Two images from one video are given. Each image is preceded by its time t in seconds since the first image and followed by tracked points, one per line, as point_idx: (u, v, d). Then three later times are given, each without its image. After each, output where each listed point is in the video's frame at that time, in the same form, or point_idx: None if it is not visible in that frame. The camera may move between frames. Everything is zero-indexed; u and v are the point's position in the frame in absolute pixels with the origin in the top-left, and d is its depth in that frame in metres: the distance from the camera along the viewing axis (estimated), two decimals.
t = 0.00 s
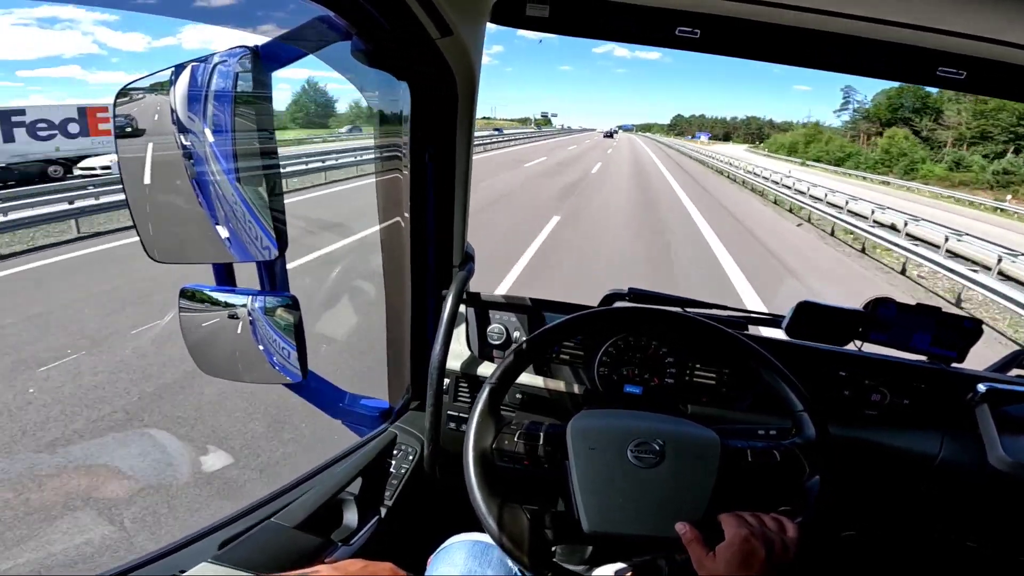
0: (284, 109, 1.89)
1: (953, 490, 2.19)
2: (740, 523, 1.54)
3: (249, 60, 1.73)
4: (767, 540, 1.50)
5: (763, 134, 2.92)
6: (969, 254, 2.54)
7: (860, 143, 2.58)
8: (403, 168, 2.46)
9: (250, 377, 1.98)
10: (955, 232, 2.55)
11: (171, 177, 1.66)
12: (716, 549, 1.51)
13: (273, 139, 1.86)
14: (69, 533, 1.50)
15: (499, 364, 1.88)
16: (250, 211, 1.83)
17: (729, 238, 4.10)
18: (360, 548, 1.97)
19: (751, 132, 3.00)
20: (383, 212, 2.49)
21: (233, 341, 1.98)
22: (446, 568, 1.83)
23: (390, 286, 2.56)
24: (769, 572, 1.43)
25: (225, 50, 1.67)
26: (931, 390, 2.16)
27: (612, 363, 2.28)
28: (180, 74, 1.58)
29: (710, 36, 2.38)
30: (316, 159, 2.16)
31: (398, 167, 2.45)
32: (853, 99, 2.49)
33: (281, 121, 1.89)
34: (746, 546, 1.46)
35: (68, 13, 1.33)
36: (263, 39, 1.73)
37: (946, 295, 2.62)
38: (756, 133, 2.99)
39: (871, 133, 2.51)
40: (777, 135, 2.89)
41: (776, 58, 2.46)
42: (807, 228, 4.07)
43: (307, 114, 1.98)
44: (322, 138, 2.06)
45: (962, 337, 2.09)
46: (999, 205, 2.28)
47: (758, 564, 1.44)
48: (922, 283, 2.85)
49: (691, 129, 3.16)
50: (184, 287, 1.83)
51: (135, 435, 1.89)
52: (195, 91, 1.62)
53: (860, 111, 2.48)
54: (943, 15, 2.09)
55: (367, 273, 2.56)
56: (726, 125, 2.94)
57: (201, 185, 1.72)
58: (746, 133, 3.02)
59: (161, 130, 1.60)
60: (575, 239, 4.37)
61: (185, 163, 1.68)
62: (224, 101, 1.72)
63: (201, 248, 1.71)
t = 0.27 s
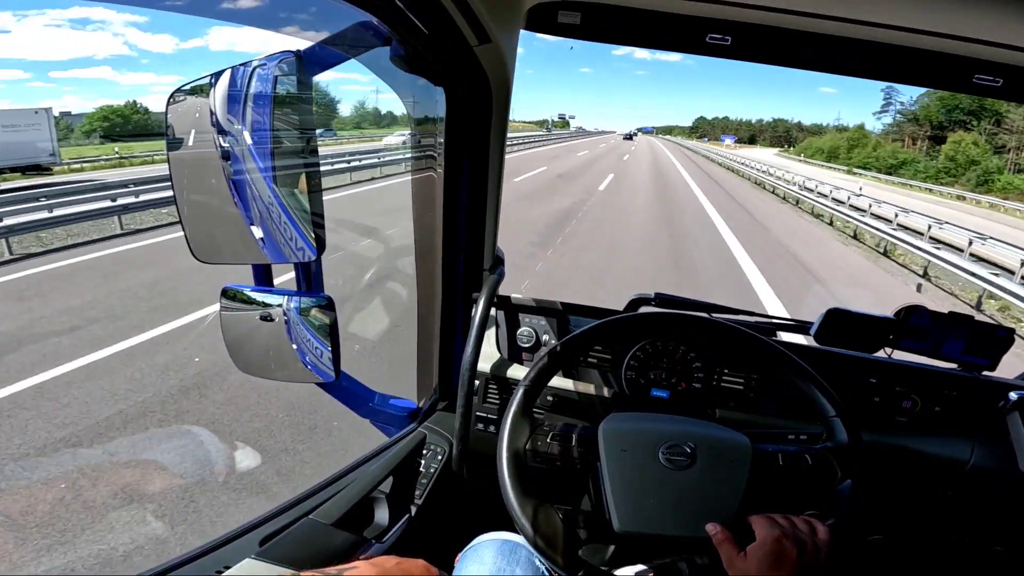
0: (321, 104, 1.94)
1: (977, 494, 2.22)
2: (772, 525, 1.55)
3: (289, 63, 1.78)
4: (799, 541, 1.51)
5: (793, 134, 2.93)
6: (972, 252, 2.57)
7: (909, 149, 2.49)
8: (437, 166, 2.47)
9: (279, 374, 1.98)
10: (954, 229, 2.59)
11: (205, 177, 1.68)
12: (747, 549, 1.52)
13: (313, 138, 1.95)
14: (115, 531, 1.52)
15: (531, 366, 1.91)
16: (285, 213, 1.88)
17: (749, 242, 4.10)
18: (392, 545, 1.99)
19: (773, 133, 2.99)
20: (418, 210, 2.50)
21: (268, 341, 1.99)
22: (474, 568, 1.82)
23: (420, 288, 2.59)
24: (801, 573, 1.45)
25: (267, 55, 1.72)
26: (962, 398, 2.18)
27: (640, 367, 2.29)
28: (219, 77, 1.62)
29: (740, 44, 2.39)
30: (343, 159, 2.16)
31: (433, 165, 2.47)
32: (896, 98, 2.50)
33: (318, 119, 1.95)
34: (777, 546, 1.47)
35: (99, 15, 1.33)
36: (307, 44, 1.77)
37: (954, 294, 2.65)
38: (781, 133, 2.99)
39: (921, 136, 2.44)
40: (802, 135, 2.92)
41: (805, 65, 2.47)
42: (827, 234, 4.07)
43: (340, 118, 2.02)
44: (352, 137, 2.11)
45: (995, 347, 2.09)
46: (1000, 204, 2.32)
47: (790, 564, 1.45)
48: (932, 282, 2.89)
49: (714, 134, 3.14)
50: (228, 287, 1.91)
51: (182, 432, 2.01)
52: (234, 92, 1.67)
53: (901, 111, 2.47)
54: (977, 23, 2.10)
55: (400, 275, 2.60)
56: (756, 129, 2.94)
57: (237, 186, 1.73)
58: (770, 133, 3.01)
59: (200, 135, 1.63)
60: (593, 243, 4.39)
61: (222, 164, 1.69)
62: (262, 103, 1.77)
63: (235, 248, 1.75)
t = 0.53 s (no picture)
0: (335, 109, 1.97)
1: (987, 500, 2.19)
2: (774, 527, 1.54)
3: (299, 64, 1.78)
4: (802, 543, 1.50)
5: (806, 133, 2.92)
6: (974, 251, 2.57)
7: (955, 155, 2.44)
8: (445, 167, 2.48)
9: (291, 373, 2.01)
10: (959, 228, 2.59)
11: (216, 176, 1.71)
12: (749, 552, 1.52)
13: (322, 139, 1.92)
14: (121, 528, 1.55)
15: (537, 366, 1.91)
16: (295, 214, 1.88)
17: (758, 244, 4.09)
18: (395, 544, 2.01)
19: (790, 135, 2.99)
20: (424, 212, 2.52)
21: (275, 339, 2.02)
22: (477, 567, 1.83)
23: (427, 288, 2.61)
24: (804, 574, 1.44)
25: (277, 56, 1.74)
26: (970, 402, 2.16)
27: (646, 368, 2.29)
28: (231, 77, 1.67)
29: (749, 45, 2.38)
30: (354, 159, 2.20)
31: (441, 166, 2.48)
32: (928, 98, 2.46)
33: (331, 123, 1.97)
34: (781, 549, 1.46)
35: (116, 16, 1.35)
36: (315, 45, 1.78)
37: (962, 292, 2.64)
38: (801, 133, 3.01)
39: (961, 139, 2.40)
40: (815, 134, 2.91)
41: (814, 67, 2.45)
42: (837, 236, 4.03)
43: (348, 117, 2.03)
44: (361, 140, 2.14)
45: (1005, 352, 2.08)
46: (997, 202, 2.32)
47: (792, 566, 1.44)
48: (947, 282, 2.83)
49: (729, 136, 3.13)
50: (238, 286, 1.91)
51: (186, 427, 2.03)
52: (245, 92, 1.71)
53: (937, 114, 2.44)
54: (988, 26, 2.08)
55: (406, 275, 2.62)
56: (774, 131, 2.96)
57: (247, 185, 1.76)
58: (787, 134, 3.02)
59: (213, 131, 1.66)
60: (600, 244, 4.39)
61: (233, 163, 1.73)
62: (273, 104, 1.79)
63: (246, 247, 1.78)
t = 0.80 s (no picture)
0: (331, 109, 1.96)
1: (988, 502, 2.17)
2: (769, 528, 1.54)
3: (297, 64, 1.79)
4: (796, 543, 1.51)
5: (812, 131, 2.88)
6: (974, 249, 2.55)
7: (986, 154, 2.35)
8: (442, 168, 2.51)
9: (290, 373, 2.00)
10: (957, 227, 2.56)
11: (217, 177, 1.70)
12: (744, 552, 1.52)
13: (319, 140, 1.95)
14: (118, 528, 1.56)
15: (534, 366, 1.92)
16: (294, 214, 1.89)
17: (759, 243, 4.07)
18: (392, 544, 2.01)
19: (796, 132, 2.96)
20: (421, 209, 2.53)
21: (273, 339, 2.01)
22: (474, 567, 1.83)
23: (426, 288, 2.60)
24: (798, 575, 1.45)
25: (275, 56, 1.74)
26: (970, 402, 2.15)
27: (645, 368, 2.29)
28: (230, 77, 1.67)
29: (747, 45, 2.38)
30: (353, 159, 2.20)
31: (437, 167, 2.50)
32: (950, 98, 2.44)
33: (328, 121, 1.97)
34: (774, 550, 1.47)
35: (118, 17, 1.39)
36: (311, 45, 1.79)
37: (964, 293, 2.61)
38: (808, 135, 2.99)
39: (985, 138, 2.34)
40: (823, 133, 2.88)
41: (813, 66, 2.44)
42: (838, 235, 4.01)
43: (345, 118, 2.04)
44: (360, 140, 2.13)
45: (1006, 351, 2.06)
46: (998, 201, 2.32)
47: (787, 567, 1.45)
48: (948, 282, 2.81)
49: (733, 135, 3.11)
50: (237, 284, 1.94)
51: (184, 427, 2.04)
52: (244, 93, 1.70)
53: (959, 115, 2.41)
54: (987, 25, 2.07)
55: (404, 275, 2.62)
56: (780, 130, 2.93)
57: (247, 185, 1.75)
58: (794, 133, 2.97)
59: (212, 132, 1.67)
60: (601, 244, 4.39)
61: (233, 163, 1.72)
62: (272, 104, 1.78)
63: (246, 247, 1.79)
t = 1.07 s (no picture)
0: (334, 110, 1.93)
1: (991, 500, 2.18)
2: (774, 528, 1.54)
3: (298, 63, 1.74)
4: (800, 543, 1.51)
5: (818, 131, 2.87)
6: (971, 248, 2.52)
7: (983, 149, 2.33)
8: (445, 167, 2.48)
9: (291, 373, 1.99)
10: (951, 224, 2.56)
11: (216, 178, 1.74)
12: (749, 553, 1.53)
13: (321, 139, 1.86)
14: (121, 529, 1.55)
15: (538, 365, 1.92)
16: (296, 216, 1.85)
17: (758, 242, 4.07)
18: (396, 545, 2.00)
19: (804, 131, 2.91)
20: (424, 208, 2.51)
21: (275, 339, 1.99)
22: (478, 568, 1.83)
23: (428, 288, 2.60)
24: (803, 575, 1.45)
25: (276, 55, 1.73)
26: (973, 401, 2.14)
27: (647, 368, 2.29)
28: (229, 77, 1.67)
29: (749, 44, 2.37)
30: (349, 161, 2.17)
31: (440, 166, 2.48)
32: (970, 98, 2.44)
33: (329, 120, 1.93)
34: (780, 550, 1.47)
35: (117, 16, 1.38)
36: (315, 44, 1.79)
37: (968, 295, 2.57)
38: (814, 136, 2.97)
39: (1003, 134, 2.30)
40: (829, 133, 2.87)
41: (815, 65, 2.44)
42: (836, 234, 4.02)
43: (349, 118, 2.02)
44: (359, 140, 2.12)
45: (1009, 349, 2.06)
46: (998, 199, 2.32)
47: (791, 567, 1.45)
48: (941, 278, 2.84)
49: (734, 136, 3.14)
50: (236, 284, 1.94)
51: (186, 429, 2.03)
52: (245, 93, 1.69)
53: (982, 113, 2.41)
54: (988, 22, 2.08)
55: (406, 273, 2.62)
56: (784, 130, 2.94)
57: (248, 185, 1.76)
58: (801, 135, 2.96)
59: (212, 133, 1.69)
60: (600, 243, 4.39)
61: (233, 163, 1.74)
62: (272, 104, 1.76)
63: (244, 248, 1.81)
